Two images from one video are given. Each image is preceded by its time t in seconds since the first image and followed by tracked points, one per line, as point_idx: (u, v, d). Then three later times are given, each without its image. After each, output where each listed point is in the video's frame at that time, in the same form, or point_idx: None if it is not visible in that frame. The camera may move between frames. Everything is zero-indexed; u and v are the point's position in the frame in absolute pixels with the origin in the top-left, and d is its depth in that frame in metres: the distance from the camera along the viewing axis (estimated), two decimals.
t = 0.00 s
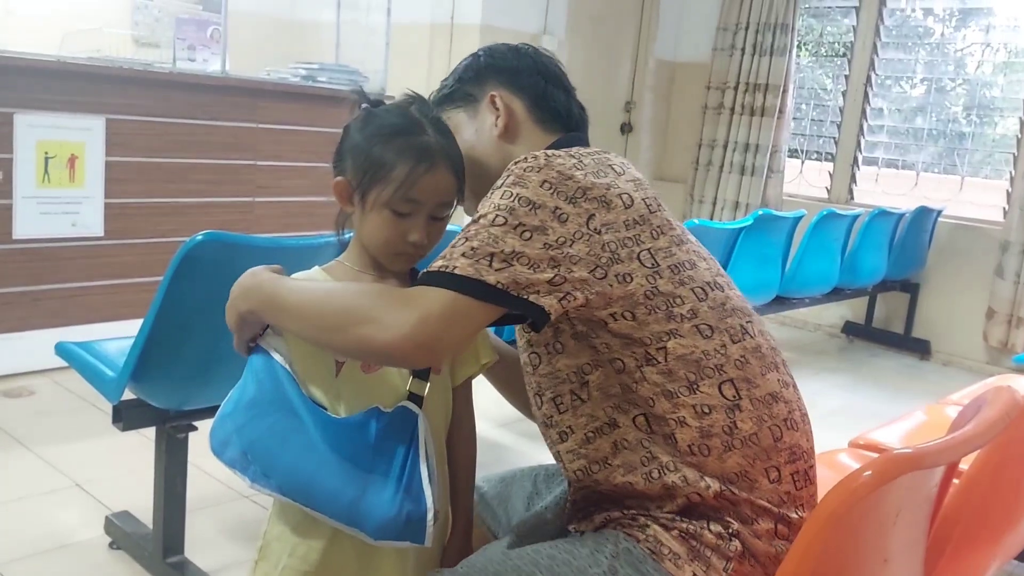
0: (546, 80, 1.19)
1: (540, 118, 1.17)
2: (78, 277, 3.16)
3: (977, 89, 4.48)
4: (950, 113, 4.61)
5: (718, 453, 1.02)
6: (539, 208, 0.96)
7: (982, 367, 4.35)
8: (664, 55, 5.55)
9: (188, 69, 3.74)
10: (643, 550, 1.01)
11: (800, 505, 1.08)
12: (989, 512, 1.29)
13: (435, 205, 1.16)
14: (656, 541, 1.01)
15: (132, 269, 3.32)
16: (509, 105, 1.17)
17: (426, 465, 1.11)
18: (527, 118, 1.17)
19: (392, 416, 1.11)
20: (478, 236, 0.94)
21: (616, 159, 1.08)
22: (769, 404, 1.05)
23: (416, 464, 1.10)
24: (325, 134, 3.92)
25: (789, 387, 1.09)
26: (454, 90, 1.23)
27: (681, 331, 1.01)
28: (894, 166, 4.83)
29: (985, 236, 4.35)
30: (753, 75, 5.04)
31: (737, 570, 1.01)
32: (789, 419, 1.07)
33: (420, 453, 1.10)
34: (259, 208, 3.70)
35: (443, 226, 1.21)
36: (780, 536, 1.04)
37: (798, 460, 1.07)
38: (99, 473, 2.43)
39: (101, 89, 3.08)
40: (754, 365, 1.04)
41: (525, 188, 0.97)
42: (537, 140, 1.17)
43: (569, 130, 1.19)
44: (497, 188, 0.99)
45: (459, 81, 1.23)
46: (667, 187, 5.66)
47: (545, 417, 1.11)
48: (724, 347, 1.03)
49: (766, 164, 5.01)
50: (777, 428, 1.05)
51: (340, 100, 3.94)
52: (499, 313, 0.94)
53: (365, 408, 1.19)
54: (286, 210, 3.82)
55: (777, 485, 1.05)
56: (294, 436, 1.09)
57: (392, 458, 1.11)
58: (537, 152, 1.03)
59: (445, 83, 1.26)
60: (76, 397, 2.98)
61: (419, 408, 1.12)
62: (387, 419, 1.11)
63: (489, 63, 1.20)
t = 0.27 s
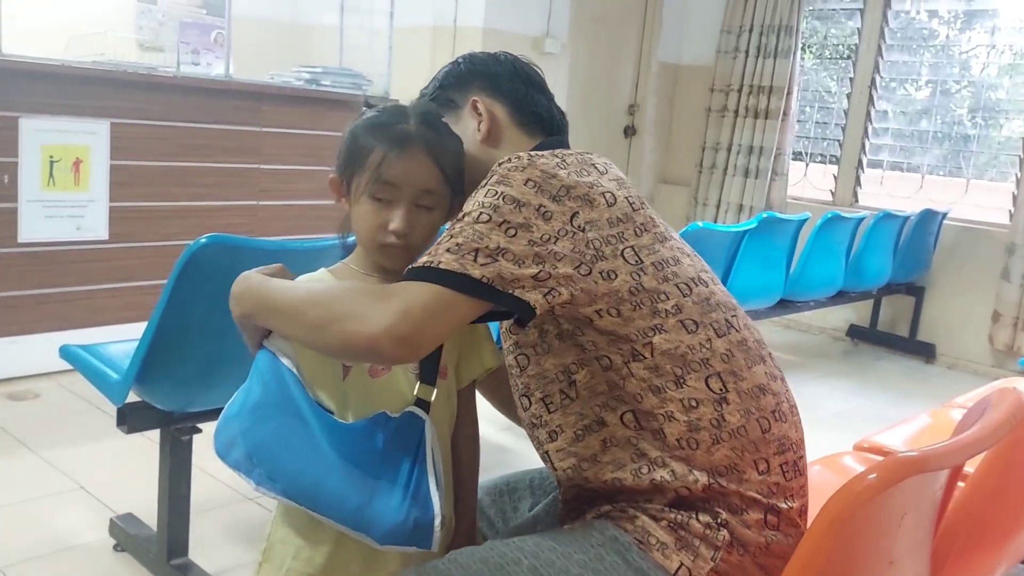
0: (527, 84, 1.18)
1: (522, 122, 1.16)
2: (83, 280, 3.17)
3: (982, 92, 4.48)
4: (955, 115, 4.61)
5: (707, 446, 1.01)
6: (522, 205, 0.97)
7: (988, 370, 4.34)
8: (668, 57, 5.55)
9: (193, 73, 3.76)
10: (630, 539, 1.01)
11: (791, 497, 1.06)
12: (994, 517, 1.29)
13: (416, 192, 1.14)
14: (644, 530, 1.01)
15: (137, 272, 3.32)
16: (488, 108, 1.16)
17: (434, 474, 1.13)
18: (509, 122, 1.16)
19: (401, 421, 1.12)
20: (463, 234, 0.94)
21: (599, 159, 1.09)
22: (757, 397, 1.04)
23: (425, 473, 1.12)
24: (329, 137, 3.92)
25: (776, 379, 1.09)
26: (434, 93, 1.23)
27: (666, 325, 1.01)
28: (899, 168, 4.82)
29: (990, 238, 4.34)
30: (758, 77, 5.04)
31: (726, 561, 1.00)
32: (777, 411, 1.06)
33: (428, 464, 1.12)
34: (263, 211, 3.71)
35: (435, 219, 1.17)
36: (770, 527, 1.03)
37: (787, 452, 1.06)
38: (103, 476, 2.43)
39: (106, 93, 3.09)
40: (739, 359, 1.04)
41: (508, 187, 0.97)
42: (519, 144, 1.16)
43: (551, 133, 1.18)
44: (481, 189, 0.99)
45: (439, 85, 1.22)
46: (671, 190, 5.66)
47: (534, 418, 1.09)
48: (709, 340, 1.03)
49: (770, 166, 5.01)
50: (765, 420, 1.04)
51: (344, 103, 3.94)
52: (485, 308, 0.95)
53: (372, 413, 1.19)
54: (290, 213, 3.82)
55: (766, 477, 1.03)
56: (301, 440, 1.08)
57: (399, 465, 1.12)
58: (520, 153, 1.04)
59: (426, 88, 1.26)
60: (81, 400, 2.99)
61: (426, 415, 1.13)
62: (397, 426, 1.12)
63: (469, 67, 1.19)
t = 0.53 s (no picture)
0: (518, 91, 1.19)
1: (513, 126, 1.16)
2: (84, 284, 3.17)
3: (983, 95, 4.48)
4: (956, 119, 4.61)
5: (700, 447, 1.01)
6: (516, 209, 0.96)
7: (990, 373, 4.33)
8: (669, 61, 5.55)
9: (194, 77, 3.76)
10: (623, 534, 1.00)
11: (785, 495, 1.05)
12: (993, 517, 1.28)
13: (386, 186, 1.10)
14: (637, 527, 1.00)
15: (138, 275, 3.32)
16: (477, 112, 1.16)
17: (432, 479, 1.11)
18: (501, 127, 1.16)
19: (402, 425, 1.10)
20: (458, 239, 0.95)
21: (592, 162, 1.08)
22: (750, 397, 1.04)
23: (423, 478, 1.10)
24: (330, 141, 3.92)
25: (769, 379, 1.09)
26: (425, 100, 1.23)
27: (660, 327, 1.01)
28: (900, 171, 4.82)
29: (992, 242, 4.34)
30: (759, 81, 5.04)
31: (719, 557, 0.99)
32: (771, 411, 1.06)
33: (427, 466, 1.10)
34: (264, 215, 3.71)
35: (410, 217, 1.12)
36: (763, 525, 1.02)
37: (780, 451, 1.05)
38: (103, 480, 2.43)
39: (107, 96, 3.09)
40: (732, 359, 1.04)
41: (502, 190, 0.97)
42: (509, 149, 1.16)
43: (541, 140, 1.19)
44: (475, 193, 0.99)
45: (430, 93, 1.23)
46: (673, 193, 5.66)
47: (529, 421, 1.09)
48: (702, 341, 1.02)
49: (771, 170, 5.01)
50: (758, 419, 1.04)
51: (345, 107, 3.94)
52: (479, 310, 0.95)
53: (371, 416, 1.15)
54: (290, 216, 3.82)
55: (758, 476, 1.03)
56: (300, 441, 1.10)
57: (399, 468, 1.11)
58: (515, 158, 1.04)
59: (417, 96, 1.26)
60: (81, 404, 2.98)
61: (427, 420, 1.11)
62: (396, 431, 1.10)
63: (461, 75, 1.20)
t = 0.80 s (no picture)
0: (517, 97, 1.19)
1: (511, 132, 1.17)
2: (88, 288, 3.18)
3: (986, 97, 4.48)
4: (959, 121, 4.61)
5: (698, 451, 1.00)
6: (509, 216, 0.97)
7: (993, 376, 4.32)
8: (672, 64, 5.55)
9: (198, 81, 3.77)
10: (627, 540, 1.01)
11: (785, 499, 1.05)
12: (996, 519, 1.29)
13: (383, 187, 1.09)
14: (639, 532, 1.00)
15: (142, 279, 3.33)
16: (476, 117, 1.16)
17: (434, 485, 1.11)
18: (500, 133, 1.16)
19: (406, 431, 1.11)
20: (450, 245, 0.95)
21: (589, 168, 1.08)
22: (748, 401, 1.04)
23: (426, 484, 1.10)
24: (333, 145, 3.93)
25: (769, 383, 1.08)
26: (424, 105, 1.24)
27: (655, 332, 1.01)
28: (903, 174, 4.81)
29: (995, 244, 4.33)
30: (762, 84, 5.04)
31: (720, 560, 0.99)
32: (770, 415, 1.05)
33: (430, 473, 1.11)
34: (267, 219, 3.71)
35: (406, 217, 1.11)
36: (763, 528, 1.02)
37: (780, 455, 1.05)
38: (107, 484, 2.43)
39: (111, 101, 3.10)
40: (730, 363, 1.03)
41: (495, 198, 0.98)
42: (508, 155, 1.16)
43: (540, 145, 1.20)
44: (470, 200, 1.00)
45: (429, 98, 1.24)
46: (676, 197, 5.66)
47: (530, 427, 1.09)
48: (698, 346, 1.02)
49: (774, 173, 5.02)
50: (757, 424, 1.04)
51: (348, 111, 3.95)
52: (464, 315, 0.96)
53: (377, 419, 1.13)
54: (293, 221, 3.83)
55: (758, 480, 1.02)
56: (305, 444, 1.10)
57: (404, 474, 1.12)
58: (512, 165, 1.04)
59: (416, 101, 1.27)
60: (85, 408, 2.99)
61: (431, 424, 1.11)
62: (400, 435, 1.11)
63: (459, 82, 1.21)
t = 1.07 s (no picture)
0: (520, 105, 1.21)
1: (516, 139, 1.18)
2: (99, 294, 3.20)
3: (995, 101, 4.47)
4: (967, 125, 4.60)
5: (704, 458, 1.01)
6: (512, 226, 0.97)
7: (1005, 381, 4.30)
8: (679, 69, 5.56)
9: (208, 88, 3.80)
10: (633, 544, 1.00)
11: (791, 506, 1.06)
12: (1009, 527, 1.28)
13: (387, 196, 1.09)
14: (645, 536, 1.00)
15: (152, 285, 3.35)
16: (481, 125, 1.17)
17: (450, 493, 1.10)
18: (505, 139, 1.18)
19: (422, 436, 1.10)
20: (453, 255, 0.95)
21: (592, 176, 1.08)
22: (754, 407, 1.04)
23: (441, 490, 1.09)
24: (342, 151, 3.94)
25: (775, 389, 1.09)
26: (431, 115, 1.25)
27: (660, 339, 1.01)
28: (911, 178, 4.80)
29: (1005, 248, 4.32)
30: (769, 88, 5.04)
31: (728, 565, 1.00)
32: (776, 420, 1.06)
33: (444, 483, 1.09)
34: (276, 225, 3.73)
35: (415, 223, 1.10)
36: (770, 534, 1.03)
37: (786, 462, 1.06)
38: (118, 489, 2.45)
39: (122, 108, 3.13)
40: (735, 370, 1.04)
41: (499, 209, 0.98)
42: (513, 162, 1.17)
43: (544, 151, 1.21)
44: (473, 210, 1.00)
45: (435, 107, 1.25)
46: (684, 201, 5.66)
47: (535, 437, 1.09)
48: (703, 352, 1.03)
49: (782, 177, 5.01)
50: (763, 430, 1.04)
51: (357, 117, 3.96)
52: (470, 324, 0.95)
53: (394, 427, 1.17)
54: (303, 227, 3.85)
55: (763, 486, 1.03)
56: (319, 450, 1.11)
57: (421, 481, 1.11)
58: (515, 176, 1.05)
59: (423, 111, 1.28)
60: (96, 413, 3.01)
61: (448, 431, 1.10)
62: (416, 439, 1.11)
63: (464, 91, 1.23)
